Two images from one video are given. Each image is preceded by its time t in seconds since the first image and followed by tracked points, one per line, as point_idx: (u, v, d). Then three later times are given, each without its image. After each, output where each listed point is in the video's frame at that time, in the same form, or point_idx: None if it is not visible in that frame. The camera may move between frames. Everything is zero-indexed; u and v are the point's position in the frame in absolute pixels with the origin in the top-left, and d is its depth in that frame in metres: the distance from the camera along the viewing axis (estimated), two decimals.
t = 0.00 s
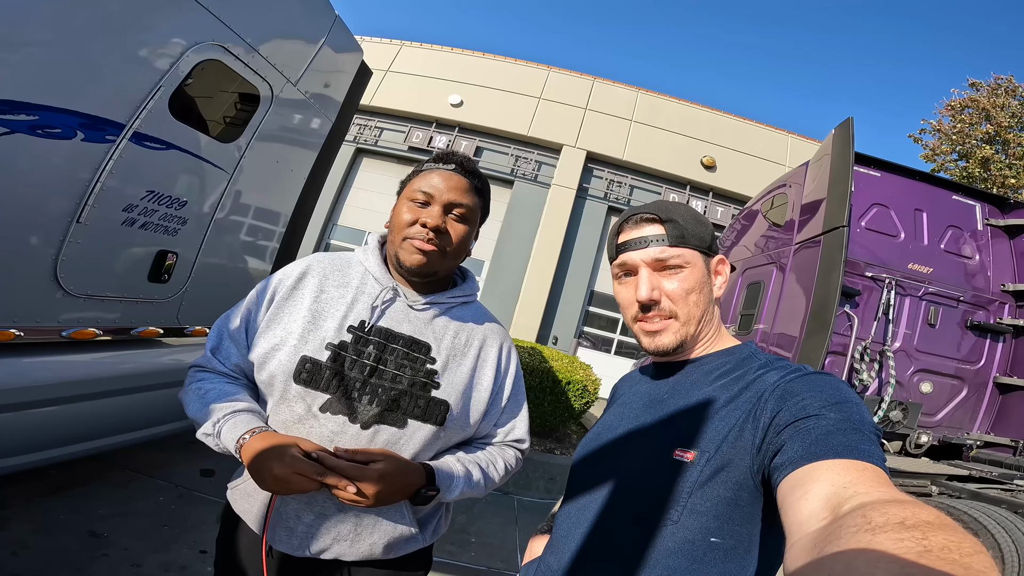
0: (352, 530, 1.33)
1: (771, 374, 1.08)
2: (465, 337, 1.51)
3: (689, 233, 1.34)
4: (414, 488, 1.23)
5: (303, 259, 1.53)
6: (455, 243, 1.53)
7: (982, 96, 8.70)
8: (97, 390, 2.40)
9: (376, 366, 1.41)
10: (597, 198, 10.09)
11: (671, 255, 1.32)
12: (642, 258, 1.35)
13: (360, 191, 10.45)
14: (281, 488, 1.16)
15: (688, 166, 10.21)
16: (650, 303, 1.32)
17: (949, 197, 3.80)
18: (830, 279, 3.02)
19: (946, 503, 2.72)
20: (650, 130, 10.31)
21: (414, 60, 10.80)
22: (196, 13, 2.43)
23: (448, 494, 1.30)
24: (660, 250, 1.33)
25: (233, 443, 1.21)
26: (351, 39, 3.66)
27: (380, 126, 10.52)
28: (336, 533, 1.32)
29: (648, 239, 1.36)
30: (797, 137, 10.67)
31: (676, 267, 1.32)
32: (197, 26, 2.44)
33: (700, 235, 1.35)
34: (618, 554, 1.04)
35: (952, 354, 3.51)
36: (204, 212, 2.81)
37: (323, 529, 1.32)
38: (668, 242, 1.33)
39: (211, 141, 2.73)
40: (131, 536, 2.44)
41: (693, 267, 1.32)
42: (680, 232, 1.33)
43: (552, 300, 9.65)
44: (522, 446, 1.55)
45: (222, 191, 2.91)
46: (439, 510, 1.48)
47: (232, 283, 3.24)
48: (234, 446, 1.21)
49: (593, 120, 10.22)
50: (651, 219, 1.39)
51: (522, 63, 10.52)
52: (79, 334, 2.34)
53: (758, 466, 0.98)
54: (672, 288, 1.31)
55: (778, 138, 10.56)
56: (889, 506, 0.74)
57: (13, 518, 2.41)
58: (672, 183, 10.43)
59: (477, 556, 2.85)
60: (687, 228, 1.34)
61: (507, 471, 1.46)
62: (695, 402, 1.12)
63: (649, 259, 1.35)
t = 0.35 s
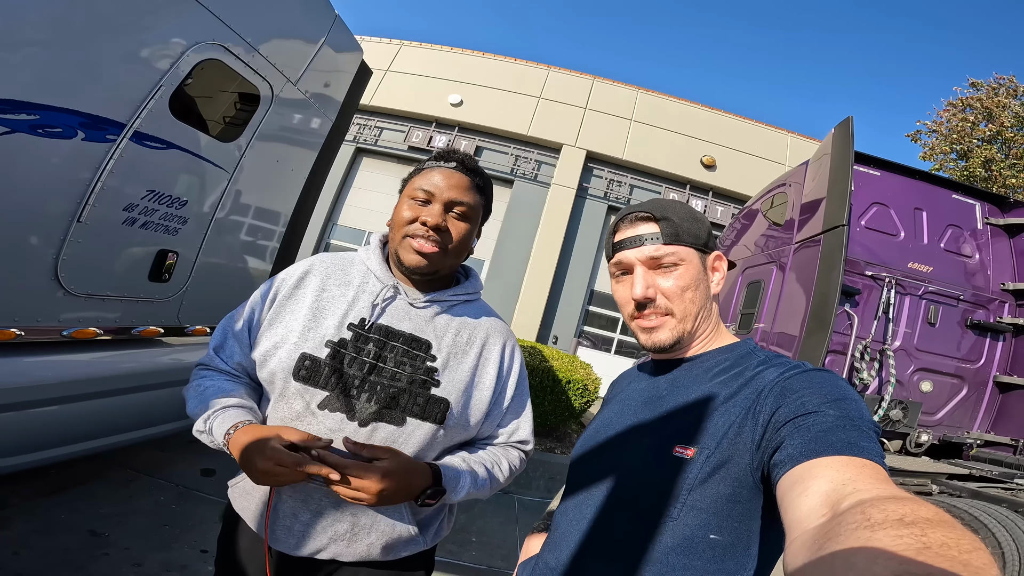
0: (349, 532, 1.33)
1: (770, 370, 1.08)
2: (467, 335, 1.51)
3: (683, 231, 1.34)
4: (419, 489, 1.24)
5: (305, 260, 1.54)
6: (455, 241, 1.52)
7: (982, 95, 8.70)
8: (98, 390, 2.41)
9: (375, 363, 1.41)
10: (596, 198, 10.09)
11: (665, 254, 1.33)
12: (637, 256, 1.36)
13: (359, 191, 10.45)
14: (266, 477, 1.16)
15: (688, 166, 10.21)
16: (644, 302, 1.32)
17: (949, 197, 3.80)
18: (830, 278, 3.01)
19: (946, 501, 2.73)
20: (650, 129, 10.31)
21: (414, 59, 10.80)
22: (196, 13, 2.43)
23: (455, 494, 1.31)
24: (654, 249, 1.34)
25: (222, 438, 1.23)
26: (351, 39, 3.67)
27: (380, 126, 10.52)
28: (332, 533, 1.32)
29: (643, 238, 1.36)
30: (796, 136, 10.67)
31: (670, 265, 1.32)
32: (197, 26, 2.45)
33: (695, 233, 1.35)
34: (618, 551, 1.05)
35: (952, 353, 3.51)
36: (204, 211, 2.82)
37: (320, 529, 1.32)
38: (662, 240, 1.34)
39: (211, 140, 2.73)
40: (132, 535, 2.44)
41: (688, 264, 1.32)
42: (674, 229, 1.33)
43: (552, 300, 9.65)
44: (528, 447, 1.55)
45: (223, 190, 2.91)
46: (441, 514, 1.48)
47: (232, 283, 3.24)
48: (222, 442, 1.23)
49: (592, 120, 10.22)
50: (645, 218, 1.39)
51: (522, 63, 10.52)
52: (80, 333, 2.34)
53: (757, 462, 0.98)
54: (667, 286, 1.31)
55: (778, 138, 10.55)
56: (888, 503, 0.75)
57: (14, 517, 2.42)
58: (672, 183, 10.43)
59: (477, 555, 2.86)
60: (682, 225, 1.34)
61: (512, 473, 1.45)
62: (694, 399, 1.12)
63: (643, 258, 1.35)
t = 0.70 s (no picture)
0: (342, 533, 1.32)
1: (772, 374, 1.08)
2: (465, 336, 1.50)
3: (689, 232, 1.34)
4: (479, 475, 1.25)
5: (306, 264, 1.56)
6: (454, 244, 1.52)
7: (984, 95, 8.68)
8: (98, 391, 2.40)
9: (369, 365, 1.41)
10: (596, 197, 10.09)
11: (671, 255, 1.32)
12: (643, 257, 1.35)
13: (359, 191, 10.44)
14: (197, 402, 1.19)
15: (688, 165, 10.20)
16: (647, 302, 1.32)
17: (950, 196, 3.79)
18: (830, 278, 3.01)
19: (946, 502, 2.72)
20: (651, 129, 10.30)
21: (413, 59, 10.79)
22: (195, 13, 2.42)
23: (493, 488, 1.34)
24: (660, 250, 1.33)
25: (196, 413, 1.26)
26: (350, 39, 3.66)
27: (379, 126, 10.51)
28: (325, 534, 1.32)
29: (649, 238, 1.36)
30: (797, 136, 10.66)
31: (676, 268, 1.32)
32: (197, 26, 2.44)
33: (702, 235, 1.35)
34: (619, 553, 1.05)
35: (953, 353, 3.51)
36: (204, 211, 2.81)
37: (313, 530, 1.32)
38: (667, 241, 1.33)
39: (211, 141, 2.73)
40: (132, 536, 2.44)
41: (693, 267, 1.32)
42: (680, 231, 1.33)
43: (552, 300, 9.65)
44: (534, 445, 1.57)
45: (222, 191, 2.90)
46: (440, 516, 1.48)
47: (232, 283, 3.23)
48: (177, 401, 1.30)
49: (592, 120, 10.21)
50: (651, 218, 1.39)
51: (522, 62, 10.51)
52: (80, 335, 2.32)
53: (758, 465, 0.98)
54: (669, 286, 1.31)
55: (778, 137, 10.55)
56: (890, 506, 0.74)
57: (15, 518, 2.41)
58: (672, 183, 10.43)
59: (478, 556, 2.85)
60: (688, 228, 1.34)
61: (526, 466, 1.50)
62: (696, 402, 1.12)
63: (649, 259, 1.35)
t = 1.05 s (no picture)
0: (337, 534, 1.32)
1: (771, 375, 1.07)
2: (460, 339, 1.50)
3: (686, 234, 1.33)
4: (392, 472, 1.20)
5: (305, 264, 1.56)
6: (442, 241, 1.50)
7: (986, 95, 8.66)
8: (97, 392, 2.40)
9: (362, 367, 1.40)
10: (596, 197, 10.08)
11: (667, 257, 1.32)
12: (639, 259, 1.35)
13: (359, 191, 10.43)
14: (275, 464, 1.16)
15: (687, 165, 10.20)
16: (644, 302, 1.32)
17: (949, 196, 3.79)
18: (830, 278, 3.01)
19: (947, 501, 2.72)
20: (650, 128, 10.29)
21: (413, 59, 10.78)
22: (193, 12, 2.42)
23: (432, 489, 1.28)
24: (657, 251, 1.33)
25: (235, 421, 1.23)
26: (350, 39, 3.65)
27: (379, 126, 10.51)
28: (321, 535, 1.32)
29: (645, 241, 1.36)
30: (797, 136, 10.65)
31: (671, 269, 1.31)
32: (195, 26, 2.44)
33: (698, 236, 1.35)
34: (619, 556, 1.04)
35: (952, 352, 3.51)
36: (203, 212, 2.81)
37: (308, 532, 1.32)
38: (664, 243, 1.33)
39: (210, 141, 2.72)
40: (132, 537, 2.43)
41: (690, 269, 1.31)
42: (677, 233, 1.33)
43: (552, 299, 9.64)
44: (526, 453, 1.53)
45: (222, 191, 2.90)
46: (437, 519, 1.47)
47: (231, 283, 3.23)
48: (236, 425, 1.22)
49: (592, 119, 10.21)
50: (648, 220, 1.39)
51: (521, 62, 10.50)
52: (79, 336, 2.34)
53: (759, 467, 0.97)
54: (666, 286, 1.31)
55: (778, 137, 10.54)
56: (890, 509, 0.74)
57: (15, 520, 2.41)
58: (672, 182, 10.42)
59: (478, 557, 2.85)
60: (685, 229, 1.34)
61: (506, 477, 1.42)
62: (696, 404, 1.12)
63: (645, 261, 1.34)
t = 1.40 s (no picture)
0: (341, 537, 1.32)
1: (771, 374, 1.07)
2: (463, 340, 1.51)
3: (682, 234, 1.33)
4: (403, 486, 1.21)
5: (302, 260, 1.54)
6: (453, 241, 1.51)
7: (986, 94, 8.65)
8: (97, 392, 2.40)
9: (367, 369, 1.40)
10: (596, 196, 10.08)
11: (665, 257, 1.32)
12: (637, 259, 1.35)
13: (359, 191, 10.43)
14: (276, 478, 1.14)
15: (687, 164, 10.20)
16: (642, 303, 1.32)
17: (949, 195, 3.79)
18: (830, 277, 3.01)
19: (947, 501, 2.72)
20: (650, 128, 10.29)
21: (412, 59, 10.78)
22: (192, 12, 2.41)
23: (443, 497, 1.30)
24: (654, 251, 1.33)
25: (229, 433, 1.20)
26: (349, 38, 3.65)
27: (378, 125, 10.50)
28: (324, 538, 1.32)
29: (643, 241, 1.36)
30: (797, 135, 10.66)
31: (670, 269, 1.31)
32: (194, 26, 2.43)
33: (695, 236, 1.35)
34: (621, 556, 1.04)
35: (952, 351, 3.51)
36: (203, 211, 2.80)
37: (311, 535, 1.31)
38: (661, 244, 1.33)
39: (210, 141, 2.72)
40: (133, 537, 2.43)
41: (687, 269, 1.31)
42: (672, 232, 1.33)
43: (552, 299, 9.64)
44: (527, 453, 1.55)
45: (221, 191, 2.90)
46: (437, 518, 1.47)
47: (231, 283, 3.23)
48: (231, 438, 1.20)
49: (591, 119, 10.21)
50: (645, 221, 1.39)
51: (521, 62, 10.50)
52: (79, 336, 2.33)
53: (759, 466, 0.97)
54: (665, 286, 1.30)
55: (778, 136, 10.55)
56: (892, 506, 0.74)
57: (15, 520, 2.41)
58: (672, 181, 10.42)
59: (478, 556, 2.85)
60: (680, 229, 1.34)
61: (509, 477, 1.44)
62: (696, 403, 1.12)
63: (643, 261, 1.34)
